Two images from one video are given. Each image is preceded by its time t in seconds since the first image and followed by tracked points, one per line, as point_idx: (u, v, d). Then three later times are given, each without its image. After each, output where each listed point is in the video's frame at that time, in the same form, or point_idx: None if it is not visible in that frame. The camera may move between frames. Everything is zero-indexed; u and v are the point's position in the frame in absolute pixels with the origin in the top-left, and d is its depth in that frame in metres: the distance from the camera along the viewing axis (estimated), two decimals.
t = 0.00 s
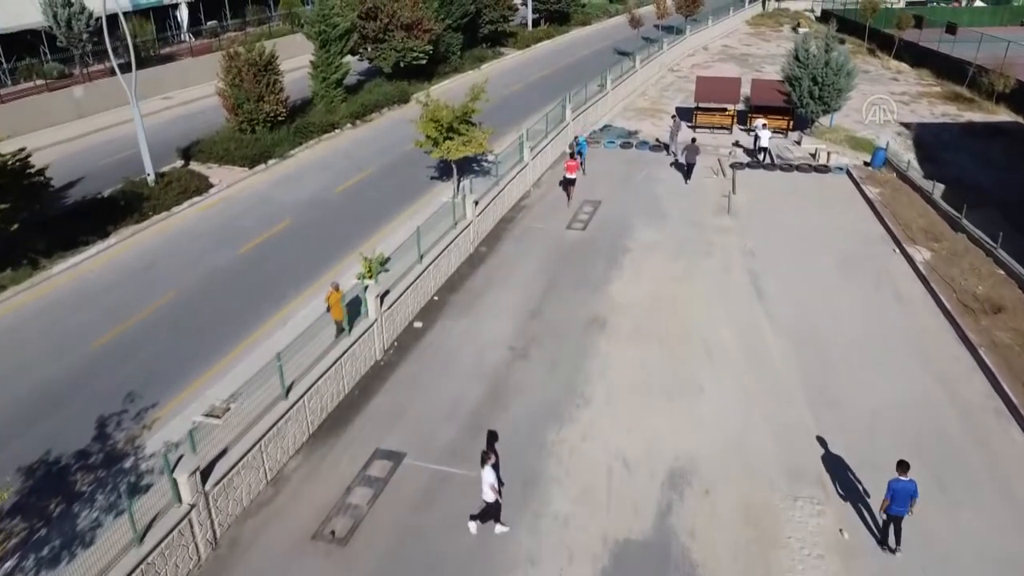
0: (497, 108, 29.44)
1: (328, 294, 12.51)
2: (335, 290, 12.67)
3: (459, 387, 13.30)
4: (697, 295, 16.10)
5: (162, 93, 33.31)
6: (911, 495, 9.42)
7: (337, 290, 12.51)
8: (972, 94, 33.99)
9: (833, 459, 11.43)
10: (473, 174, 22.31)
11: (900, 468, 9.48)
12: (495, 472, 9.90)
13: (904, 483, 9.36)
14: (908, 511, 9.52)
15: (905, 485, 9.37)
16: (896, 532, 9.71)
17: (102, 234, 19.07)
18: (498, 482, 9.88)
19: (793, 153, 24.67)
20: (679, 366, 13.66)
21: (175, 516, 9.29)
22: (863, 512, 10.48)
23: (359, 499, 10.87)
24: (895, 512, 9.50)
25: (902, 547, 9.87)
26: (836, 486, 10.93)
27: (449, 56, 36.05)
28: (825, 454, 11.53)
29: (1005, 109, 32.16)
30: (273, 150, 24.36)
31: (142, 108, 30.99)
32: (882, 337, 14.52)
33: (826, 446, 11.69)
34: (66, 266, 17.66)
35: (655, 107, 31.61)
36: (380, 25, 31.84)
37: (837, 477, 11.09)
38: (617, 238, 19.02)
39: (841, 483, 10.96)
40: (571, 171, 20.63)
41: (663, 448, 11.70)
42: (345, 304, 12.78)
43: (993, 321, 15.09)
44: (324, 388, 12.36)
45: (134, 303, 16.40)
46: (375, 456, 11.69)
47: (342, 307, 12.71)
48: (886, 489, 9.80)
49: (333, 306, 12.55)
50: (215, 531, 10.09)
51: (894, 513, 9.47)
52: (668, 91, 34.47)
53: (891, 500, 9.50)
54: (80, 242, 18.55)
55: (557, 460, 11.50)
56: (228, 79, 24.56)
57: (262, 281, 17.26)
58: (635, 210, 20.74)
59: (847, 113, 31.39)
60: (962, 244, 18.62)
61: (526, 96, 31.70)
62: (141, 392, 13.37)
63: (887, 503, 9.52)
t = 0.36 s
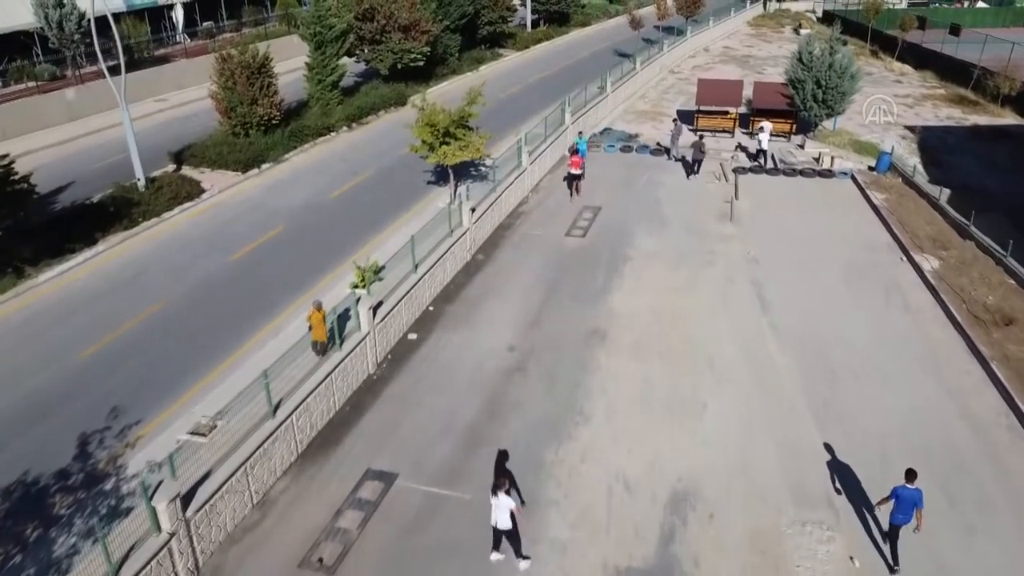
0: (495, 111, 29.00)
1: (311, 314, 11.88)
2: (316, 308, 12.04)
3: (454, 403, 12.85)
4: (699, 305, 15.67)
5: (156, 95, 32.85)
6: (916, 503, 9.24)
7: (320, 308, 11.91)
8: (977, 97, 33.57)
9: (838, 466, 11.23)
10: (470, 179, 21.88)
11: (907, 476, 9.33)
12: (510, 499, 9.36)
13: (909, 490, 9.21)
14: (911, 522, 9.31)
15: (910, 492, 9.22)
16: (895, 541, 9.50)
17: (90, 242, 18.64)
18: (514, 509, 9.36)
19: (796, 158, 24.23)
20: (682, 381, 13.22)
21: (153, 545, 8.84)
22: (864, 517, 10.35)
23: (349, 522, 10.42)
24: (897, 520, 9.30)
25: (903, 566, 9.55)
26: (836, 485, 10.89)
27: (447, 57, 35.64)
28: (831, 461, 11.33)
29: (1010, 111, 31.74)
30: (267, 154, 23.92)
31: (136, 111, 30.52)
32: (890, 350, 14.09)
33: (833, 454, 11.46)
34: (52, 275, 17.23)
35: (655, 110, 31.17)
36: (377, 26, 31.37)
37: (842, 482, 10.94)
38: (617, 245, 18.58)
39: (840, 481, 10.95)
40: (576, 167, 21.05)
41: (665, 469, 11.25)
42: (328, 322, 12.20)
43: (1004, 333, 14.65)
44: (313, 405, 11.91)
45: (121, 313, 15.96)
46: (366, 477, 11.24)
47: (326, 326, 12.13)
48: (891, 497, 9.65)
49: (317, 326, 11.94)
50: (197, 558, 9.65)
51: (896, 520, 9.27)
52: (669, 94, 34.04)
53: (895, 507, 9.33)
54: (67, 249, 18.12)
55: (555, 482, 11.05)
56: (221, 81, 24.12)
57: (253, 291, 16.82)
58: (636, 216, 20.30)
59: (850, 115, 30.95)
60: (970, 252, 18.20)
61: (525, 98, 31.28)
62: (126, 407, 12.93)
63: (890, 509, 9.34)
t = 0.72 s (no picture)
0: (494, 114, 28.57)
1: (289, 337, 11.26)
2: (295, 330, 11.43)
3: (449, 419, 12.42)
4: (703, 316, 15.23)
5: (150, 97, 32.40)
6: (925, 506, 9.19)
7: (299, 330, 11.30)
8: (982, 99, 33.14)
9: (842, 467, 11.18)
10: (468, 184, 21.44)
11: (914, 478, 9.29)
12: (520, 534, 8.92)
13: (918, 493, 9.16)
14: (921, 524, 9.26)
15: (919, 495, 9.16)
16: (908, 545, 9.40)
17: (78, 249, 18.22)
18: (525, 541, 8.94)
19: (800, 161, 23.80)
20: (685, 396, 12.78)
21: None
22: (876, 526, 10.19)
23: (339, 547, 9.99)
24: (908, 523, 9.24)
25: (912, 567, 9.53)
26: (849, 496, 10.67)
27: (445, 59, 35.24)
28: (834, 461, 11.29)
29: (1016, 114, 31.32)
30: (261, 158, 23.48)
31: (129, 113, 30.07)
32: (900, 363, 13.66)
33: (837, 454, 11.44)
34: (39, 283, 16.81)
35: (656, 112, 30.73)
36: (374, 27, 30.94)
37: (847, 486, 10.85)
38: (618, 252, 18.16)
39: (851, 490, 10.76)
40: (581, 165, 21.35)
41: (669, 489, 10.83)
42: (309, 344, 11.58)
43: (1017, 344, 14.21)
44: (303, 423, 11.46)
45: (108, 323, 15.54)
46: (357, 499, 10.80)
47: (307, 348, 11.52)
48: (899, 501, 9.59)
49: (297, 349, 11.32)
50: None
51: (907, 523, 9.22)
52: (670, 96, 33.60)
53: (904, 510, 9.27)
54: (54, 257, 17.71)
55: (553, 504, 10.62)
56: (214, 84, 23.71)
57: (244, 300, 16.41)
58: (637, 222, 19.89)
59: (853, 118, 30.52)
60: (980, 260, 17.76)
61: (525, 100, 30.87)
62: (111, 424, 12.52)
63: (900, 513, 9.28)
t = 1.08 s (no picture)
0: (493, 116, 28.18)
1: (268, 359, 10.87)
2: (275, 353, 11.05)
3: (445, 436, 12.02)
4: (706, 328, 14.85)
5: (145, 99, 31.98)
6: (929, 507, 9.16)
7: (278, 352, 10.90)
8: (987, 101, 32.74)
9: (845, 469, 11.23)
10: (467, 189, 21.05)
11: (917, 480, 9.25)
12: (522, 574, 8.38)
13: (921, 495, 9.12)
14: (925, 525, 9.27)
15: (923, 497, 9.13)
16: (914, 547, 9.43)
17: (67, 256, 17.82)
18: None
19: (804, 166, 23.40)
20: (688, 413, 12.39)
21: None
22: (880, 526, 10.22)
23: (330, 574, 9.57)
24: (912, 525, 9.25)
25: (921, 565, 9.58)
26: (854, 501, 10.64)
27: (444, 60, 34.90)
28: (837, 463, 11.34)
29: (1022, 117, 30.92)
30: (255, 162, 23.07)
31: (123, 115, 29.68)
32: (910, 378, 13.28)
33: (840, 456, 11.48)
34: (25, 292, 16.41)
35: (657, 115, 30.34)
36: (372, 28, 30.47)
37: (851, 489, 10.85)
38: (619, 260, 17.78)
39: (854, 490, 10.82)
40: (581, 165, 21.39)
41: (673, 510, 10.44)
42: (290, 369, 11.12)
43: None
44: (292, 441, 11.04)
45: (94, 334, 15.13)
46: (349, 522, 10.39)
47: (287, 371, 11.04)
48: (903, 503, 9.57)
49: (276, 372, 10.85)
50: None
51: (911, 525, 9.22)
52: (671, 98, 33.21)
53: (908, 513, 9.25)
54: (42, 264, 17.32)
55: (553, 527, 10.22)
56: (208, 86, 23.32)
57: (235, 309, 16.03)
58: (638, 228, 19.50)
59: (857, 121, 30.13)
60: (990, 268, 17.37)
61: (524, 102, 30.47)
62: (95, 440, 12.11)
63: (904, 515, 9.28)
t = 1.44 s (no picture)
0: (492, 118, 27.81)
1: (249, 386, 10.11)
2: (256, 380, 10.23)
3: (441, 452, 11.63)
4: (710, 338, 14.47)
5: (140, 100, 31.60)
6: (935, 510, 9.19)
7: (260, 379, 10.21)
8: (992, 103, 32.37)
9: (852, 471, 11.14)
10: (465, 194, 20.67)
11: (925, 483, 9.28)
12: None
13: (928, 497, 9.16)
14: (930, 528, 9.28)
15: (929, 499, 9.16)
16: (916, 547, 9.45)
17: (56, 263, 17.44)
18: None
19: (808, 170, 23.02)
20: (692, 428, 12.00)
21: None
22: (882, 524, 10.23)
23: None
24: (916, 527, 9.26)
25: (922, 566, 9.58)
26: (852, 491, 10.80)
27: (443, 62, 34.57)
28: (844, 466, 11.26)
29: None
30: (250, 165, 22.68)
31: (117, 117, 29.31)
32: (920, 391, 12.90)
33: (848, 458, 11.39)
34: (12, 301, 16.03)
35: (657, 117, 29.96)
36: (369, 29, 30.05)
37: (853, 485, 10.90)
38: (620, 266, 17.40)
39: (856, 487, 10.85)
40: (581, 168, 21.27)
41: (676, 531, 10.07)
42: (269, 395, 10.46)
43: None
44: (282, 459, 10.65)
45: (81, 343, 14.74)
46: (340, 544, 9.99)
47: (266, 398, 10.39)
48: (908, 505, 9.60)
49: (257, 400, 10.18)
50: None
51: (916, 527, 9.23)
52: (672, 100, 32.83)
53: (914, 515, 9.27)
54: (30, 271, 16.94)
55: (552, 550, 9.83)
56: (202, 88, 22.94)
57: (227, 317, 15.65)
58: (639, 233, 19.13)
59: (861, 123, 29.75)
60: (1000, 276, 17.00)
61: (524, 104, 30.11)
62: (79, 456, 11.72)
63: (909, 517, 9.30)
